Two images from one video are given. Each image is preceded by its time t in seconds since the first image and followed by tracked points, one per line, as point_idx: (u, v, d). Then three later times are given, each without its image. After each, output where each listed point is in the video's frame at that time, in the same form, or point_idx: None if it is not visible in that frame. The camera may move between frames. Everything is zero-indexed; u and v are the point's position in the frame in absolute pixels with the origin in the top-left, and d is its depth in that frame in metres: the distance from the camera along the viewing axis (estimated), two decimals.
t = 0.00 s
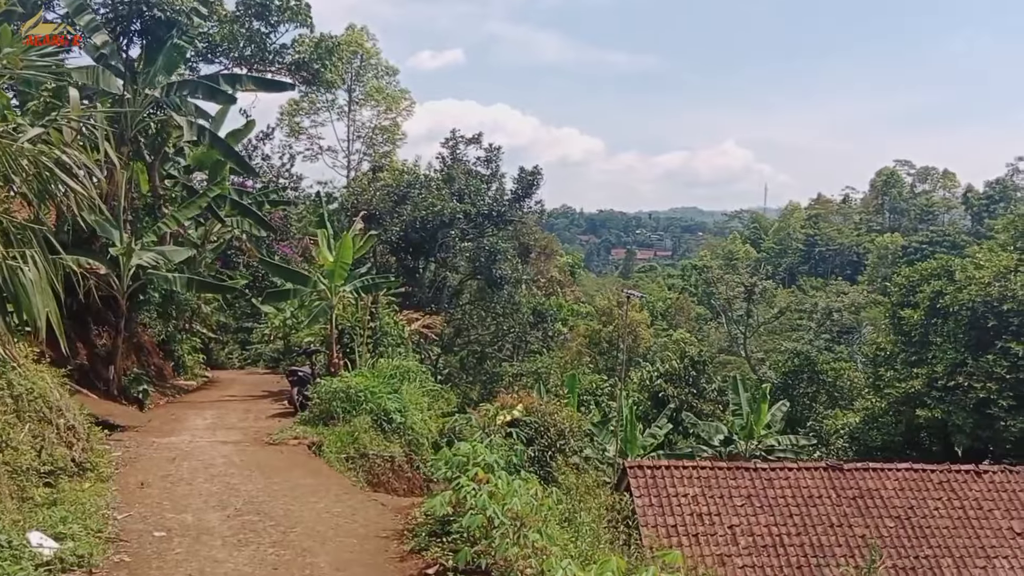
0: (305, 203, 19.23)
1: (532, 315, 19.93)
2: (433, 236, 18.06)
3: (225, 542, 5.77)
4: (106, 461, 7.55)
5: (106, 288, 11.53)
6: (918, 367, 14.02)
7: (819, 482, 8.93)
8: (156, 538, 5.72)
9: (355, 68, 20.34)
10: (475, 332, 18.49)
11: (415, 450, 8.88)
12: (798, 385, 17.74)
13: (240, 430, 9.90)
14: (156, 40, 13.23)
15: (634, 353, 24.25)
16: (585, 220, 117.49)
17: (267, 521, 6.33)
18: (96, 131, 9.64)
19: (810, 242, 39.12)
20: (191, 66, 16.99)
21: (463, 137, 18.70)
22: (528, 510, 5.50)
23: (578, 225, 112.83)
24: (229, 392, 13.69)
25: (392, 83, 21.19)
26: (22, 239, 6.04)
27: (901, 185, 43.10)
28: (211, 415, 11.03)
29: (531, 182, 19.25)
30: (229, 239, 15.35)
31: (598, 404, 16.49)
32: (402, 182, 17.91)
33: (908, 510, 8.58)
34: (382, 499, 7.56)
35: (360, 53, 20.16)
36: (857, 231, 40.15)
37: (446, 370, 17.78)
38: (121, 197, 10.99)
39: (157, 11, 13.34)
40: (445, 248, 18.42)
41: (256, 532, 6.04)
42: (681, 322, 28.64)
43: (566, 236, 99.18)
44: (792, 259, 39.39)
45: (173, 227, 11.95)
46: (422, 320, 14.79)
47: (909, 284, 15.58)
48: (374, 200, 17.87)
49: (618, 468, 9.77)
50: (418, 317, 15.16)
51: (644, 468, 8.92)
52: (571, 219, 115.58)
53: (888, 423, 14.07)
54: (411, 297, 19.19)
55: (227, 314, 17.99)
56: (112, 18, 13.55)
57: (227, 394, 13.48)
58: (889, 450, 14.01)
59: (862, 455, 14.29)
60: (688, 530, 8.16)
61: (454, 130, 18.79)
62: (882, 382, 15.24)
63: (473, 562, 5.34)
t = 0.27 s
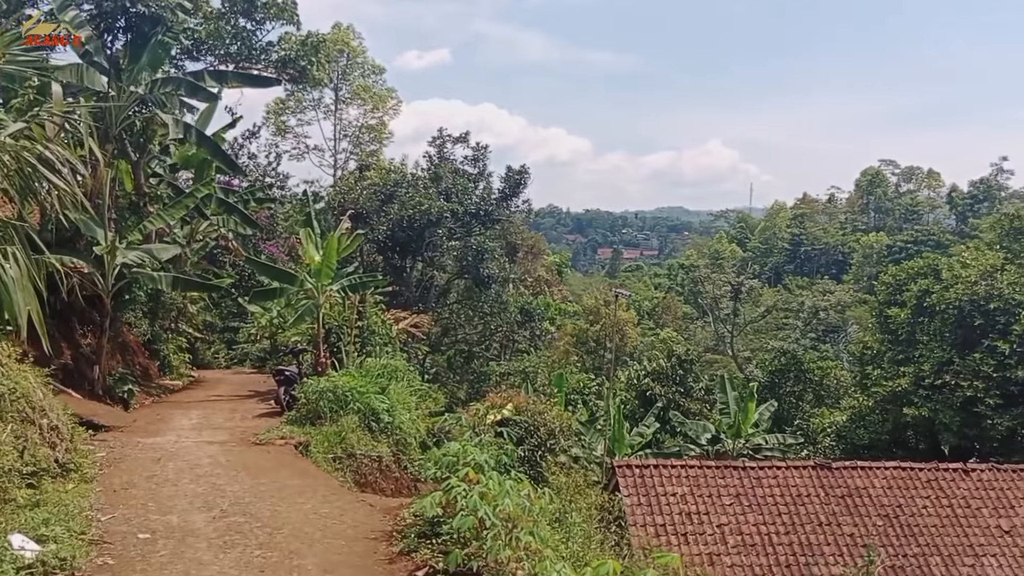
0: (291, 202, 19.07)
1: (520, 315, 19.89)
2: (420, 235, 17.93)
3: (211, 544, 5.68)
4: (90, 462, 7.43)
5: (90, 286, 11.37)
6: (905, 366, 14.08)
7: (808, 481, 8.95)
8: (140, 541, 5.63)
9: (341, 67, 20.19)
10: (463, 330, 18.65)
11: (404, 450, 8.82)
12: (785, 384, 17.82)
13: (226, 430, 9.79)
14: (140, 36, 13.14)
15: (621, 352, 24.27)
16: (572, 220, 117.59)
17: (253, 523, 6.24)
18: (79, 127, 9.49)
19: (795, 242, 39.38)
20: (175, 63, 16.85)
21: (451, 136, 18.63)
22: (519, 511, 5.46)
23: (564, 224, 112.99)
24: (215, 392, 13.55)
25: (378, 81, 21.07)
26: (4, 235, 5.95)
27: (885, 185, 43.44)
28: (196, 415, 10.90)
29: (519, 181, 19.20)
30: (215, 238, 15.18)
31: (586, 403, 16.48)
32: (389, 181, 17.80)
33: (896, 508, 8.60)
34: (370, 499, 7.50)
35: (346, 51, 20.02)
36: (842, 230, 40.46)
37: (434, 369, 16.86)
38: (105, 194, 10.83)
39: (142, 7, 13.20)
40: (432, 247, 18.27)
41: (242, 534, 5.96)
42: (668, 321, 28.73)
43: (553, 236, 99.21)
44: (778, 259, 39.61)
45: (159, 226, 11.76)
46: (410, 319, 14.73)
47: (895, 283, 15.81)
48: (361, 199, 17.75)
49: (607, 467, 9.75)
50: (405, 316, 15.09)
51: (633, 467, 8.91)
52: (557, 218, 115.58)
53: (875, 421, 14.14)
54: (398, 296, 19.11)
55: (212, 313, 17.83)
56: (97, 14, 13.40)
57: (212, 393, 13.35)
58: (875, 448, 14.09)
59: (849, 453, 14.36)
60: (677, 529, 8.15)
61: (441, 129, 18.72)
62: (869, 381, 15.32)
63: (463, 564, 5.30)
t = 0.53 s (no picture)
0: (279, 201, 18.89)
1: (509, 314, 19.86)
2: (408, 233, 17.79)
3: (198, 546, 5.61)
4: (75, 462, 7.33)
5: (75, 285, 11.22)
6: (893, 365, 14.15)
7: (797, 480, 8.98)
8: (126, 542, 5.55)
9: (328, 66, 20.06)
10: (452, 329, 18.67)
11: (392, 449, 8.75)
12: (773, 382, 17.90)
13: (214, 429, 9.69)
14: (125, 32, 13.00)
15: (610, 351, 24.30)
16: (560, 219, 117.73)
17: (241, 524, 6.17)
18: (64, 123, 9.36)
19: (782, 241, 39.61)
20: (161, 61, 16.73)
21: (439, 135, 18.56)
22: (511, 512, 5.42)
23: (552, 223, 113.08)
24: (203, 391, 13.42)
25: (366, 80, 20.94)
26: None
27: (871, 184, 43.74)
28: (183, 414, 10.79)
29: (507, 180, 19.17)
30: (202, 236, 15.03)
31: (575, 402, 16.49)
32: (377, 180, 17.72)
33: (885, 507, 8.63)
34: (358, 499, 7.44)
35: (333, 50, 19.87)
36: (829, 229, 40.72)
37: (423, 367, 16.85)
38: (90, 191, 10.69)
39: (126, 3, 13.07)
40: (420, 246, 18.19)
41: (229, 536, 5.88)
42: (656, 320, 28.79)
43: (541, 235, 99.25)
44: (765, 258, 39.82)
45: (146, 225, 11.59)
46: (398, 319, 14.68)
47: (883, 282, 15.89)
48: (349, 197, 17.65)
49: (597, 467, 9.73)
50: (394, 315, 15.03)
51: (623, 466, 8.91)
52: (546, 218, 115.65)
53: (862, 420, 14.22)
54: (387, 295, 19.08)
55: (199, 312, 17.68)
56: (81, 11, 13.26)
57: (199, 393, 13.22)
58: (864, 446, 14.17)
59: (837, 452, 14.41)
60: (667, 528, 8.15)
61: (429, 128, 18.64)
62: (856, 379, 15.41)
63: (454, 567, 5.27)
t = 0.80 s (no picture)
0: (268, 200, 18.84)
1: (500, 312, 19.85)
2: (398, 232, 17.75)
3: (186, 548, 5.54)
4: (63, 463, 7.25)
5: (63, 283, 11.12)
6: (883, 364, 14.21)
7: (788, 478, 9.00)
8: (114, 545, 5.47)
9: (318, 65, 19.92)
10: (442, 328, 18.46)
11: (383, 449, 8.80)
12: (762, 381, 17.98)
13: (203, 429, 9.61)
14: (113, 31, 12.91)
15: (600, 350, 24.33)
16: (550, 218, 117.83)
17: (230, 526, 6.11)
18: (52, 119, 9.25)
19: (771, 241, 39.77)
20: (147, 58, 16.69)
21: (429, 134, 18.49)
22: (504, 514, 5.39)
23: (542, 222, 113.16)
24: (192, 390, 13.31)
25: (355, 79, 20.82)
26: None
27: (859, 184, 44.00)
28: (172, 414, 10.69)
29: (497, 179, 19.13)
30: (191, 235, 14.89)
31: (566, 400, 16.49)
32: (367, 179, 17.63)
33: (876, 505, 8.66)
34: (349, 501, 7.39)
35: (323, 49, 19.73)
36: (817, 228, 40.92)
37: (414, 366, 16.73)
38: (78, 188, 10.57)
39: None
40: (411, 245, 18.12)
41: (218, 538, 5.82)
42: (646, 319, 28.84)
43: (531, 234, 99.28)
44: (754, 257, 40.00)
45: (133, 222, 11.39)
46: (389, 318, 14.60)
47: (873, 281, 15.99)
48: (339, 196, 17.58)
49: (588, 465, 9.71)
50: (385, 314, 14.97)
51: (614, 465, 8.90)
52: (536, 217, 115.70)
53: (852, 418, 14.29)
54: (377, 294, 19.02)
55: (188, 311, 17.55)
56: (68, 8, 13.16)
57: (188, 392, 13.11)
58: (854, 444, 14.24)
59: (827, 450, 14.50)
60: (658, 527, 8.14)
61: (418, 127, 18.56)
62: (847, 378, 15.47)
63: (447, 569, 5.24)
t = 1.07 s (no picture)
0: (257, 198, 18.75)
1: (489, 311, 19.81)
2: (387, 231, 17.67)
3: (174, 550, 5.47)
4: (47, 463, 7.14)
5: (48, 282, 10.97)
6: (872, 362, 14.31)
7: (779, 477, 9.02)
8: (100, 547, 5.39)
9: (306, 63, 19.79)
10: (431, 327, 18.14)
11: (372, 448, 8.78)
12: (751, 380, 18.06)
13: (191, 429, 9.51)
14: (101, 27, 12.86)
15: (589, 349, 24.36)
16: (538, 217, 117.91)
17: (219, 527, 6.04)
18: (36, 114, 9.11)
19: (759, 240, 39.96)
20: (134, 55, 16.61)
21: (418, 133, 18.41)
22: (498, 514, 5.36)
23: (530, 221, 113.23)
24: (179, 389, 13.19)
25: (344, 77, 20.70)
26: None
27: (846, 184, 44.27)
28: (159, 413, 10.58)
29: (486, 178, 19.10)
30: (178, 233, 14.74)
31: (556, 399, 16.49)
32: (356, 177, 17.53)
33: (866, 504, 8.70)
34: (339, 501, 7.35)
35: (311, 47, 19.59)
36: (805, 228, 41.17)
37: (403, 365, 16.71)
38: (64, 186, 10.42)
39: None
40: (400, 243, 18.03)
41: (207, 539, 5.75)
42: (635, 318, 28.89)
43: (520, 233, 99.29)
44: (742, 257, 40.20)
45: (120, 220, 11.22)
46: (378, 316, 14.58)
47: (861, 280, 16.17)
48: (328, 195, 17.50)
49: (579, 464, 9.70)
50: (375, 313, 14.92)
51: (605, 464, 8.89)
52: (524, 216, 115.71)
53: (841, 417, 14.37)
54: (365, 293, 18.88)
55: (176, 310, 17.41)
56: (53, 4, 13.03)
57: (175, 392, 12.98)
58: (842, 443, 14.32)
59: (816, 448, 14.62)
60: (649, 527, 8.13)
61: (408, 125, 18.48)
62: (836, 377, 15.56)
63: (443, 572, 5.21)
